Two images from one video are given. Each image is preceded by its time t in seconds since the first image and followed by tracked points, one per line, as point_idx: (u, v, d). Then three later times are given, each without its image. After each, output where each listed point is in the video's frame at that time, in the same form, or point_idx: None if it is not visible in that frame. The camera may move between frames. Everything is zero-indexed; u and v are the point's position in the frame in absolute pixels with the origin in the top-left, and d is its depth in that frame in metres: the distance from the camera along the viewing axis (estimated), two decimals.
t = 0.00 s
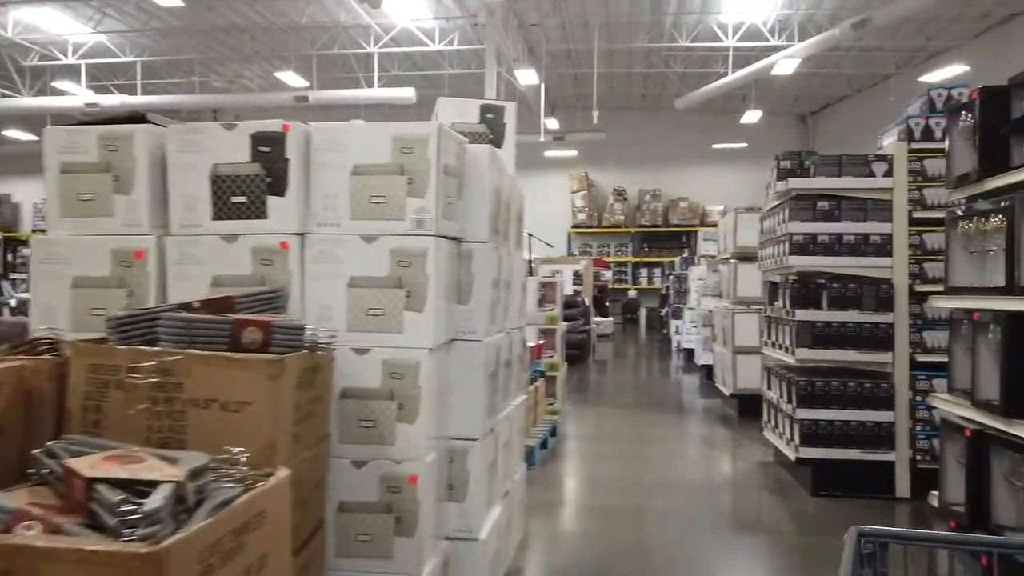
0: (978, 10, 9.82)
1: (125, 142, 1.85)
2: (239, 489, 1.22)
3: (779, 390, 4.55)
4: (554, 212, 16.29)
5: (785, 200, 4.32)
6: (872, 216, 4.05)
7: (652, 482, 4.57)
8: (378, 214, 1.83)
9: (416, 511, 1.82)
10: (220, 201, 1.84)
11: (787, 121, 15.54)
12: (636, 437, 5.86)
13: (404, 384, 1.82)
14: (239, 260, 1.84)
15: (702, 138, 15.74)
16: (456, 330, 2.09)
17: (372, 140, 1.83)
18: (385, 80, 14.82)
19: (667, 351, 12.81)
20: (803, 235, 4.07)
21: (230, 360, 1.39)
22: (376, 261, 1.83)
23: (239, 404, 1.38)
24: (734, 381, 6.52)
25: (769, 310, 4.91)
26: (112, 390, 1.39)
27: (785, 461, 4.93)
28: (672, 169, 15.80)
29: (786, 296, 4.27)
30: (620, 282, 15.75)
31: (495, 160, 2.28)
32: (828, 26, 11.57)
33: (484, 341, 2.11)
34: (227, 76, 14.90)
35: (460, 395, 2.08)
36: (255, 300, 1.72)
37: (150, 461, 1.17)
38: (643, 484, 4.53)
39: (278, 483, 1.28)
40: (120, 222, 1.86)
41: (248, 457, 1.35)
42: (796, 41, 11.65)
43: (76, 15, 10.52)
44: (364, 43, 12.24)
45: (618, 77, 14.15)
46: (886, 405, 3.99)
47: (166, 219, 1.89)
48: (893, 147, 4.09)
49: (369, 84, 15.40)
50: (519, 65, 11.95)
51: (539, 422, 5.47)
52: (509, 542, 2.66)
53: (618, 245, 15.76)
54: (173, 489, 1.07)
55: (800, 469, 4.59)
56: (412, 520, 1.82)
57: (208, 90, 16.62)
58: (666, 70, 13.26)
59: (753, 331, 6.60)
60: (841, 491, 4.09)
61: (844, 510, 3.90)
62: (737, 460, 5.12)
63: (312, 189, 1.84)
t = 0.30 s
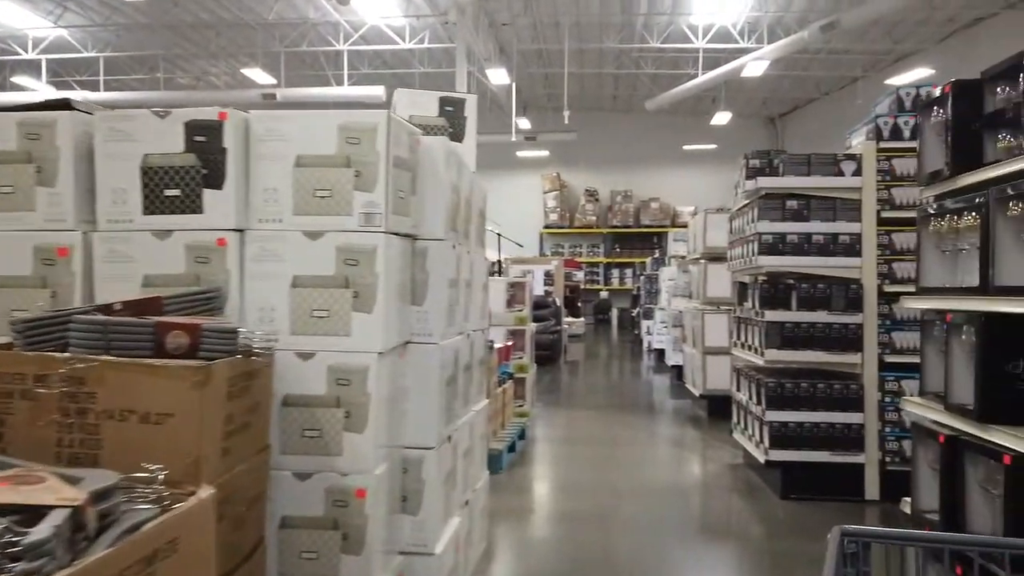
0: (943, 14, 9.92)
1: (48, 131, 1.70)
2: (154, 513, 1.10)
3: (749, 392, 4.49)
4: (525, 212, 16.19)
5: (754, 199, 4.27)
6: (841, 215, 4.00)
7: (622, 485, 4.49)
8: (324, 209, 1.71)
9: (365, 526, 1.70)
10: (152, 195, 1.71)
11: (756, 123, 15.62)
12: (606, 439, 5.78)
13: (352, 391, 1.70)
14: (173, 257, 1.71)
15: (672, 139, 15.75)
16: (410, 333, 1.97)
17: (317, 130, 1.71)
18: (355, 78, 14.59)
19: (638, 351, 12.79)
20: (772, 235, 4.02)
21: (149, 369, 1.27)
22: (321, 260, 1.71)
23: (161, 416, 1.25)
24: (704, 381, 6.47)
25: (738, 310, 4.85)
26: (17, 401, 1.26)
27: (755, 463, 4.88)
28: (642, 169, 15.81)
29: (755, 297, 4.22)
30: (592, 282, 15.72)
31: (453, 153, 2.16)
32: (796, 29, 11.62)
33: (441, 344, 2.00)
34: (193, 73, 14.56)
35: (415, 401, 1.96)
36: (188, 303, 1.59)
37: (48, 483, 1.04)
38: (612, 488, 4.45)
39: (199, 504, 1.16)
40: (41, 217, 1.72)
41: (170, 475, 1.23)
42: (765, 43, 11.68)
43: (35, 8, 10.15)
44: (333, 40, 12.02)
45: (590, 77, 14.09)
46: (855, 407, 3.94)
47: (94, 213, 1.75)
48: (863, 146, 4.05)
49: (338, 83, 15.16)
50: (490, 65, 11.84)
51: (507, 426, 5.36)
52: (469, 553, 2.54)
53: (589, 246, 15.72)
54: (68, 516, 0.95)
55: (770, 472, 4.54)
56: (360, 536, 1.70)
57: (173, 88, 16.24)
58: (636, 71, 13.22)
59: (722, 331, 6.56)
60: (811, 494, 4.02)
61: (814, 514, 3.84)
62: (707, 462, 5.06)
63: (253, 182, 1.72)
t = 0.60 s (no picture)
0: (925, 16, 9.92)
1: None
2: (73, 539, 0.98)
3: (732, 394, 4.43)
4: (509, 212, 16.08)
5: (737, 198, 4.20)
6: (825, 214, 3.95)
7: (604, 490, 4.40)
8: (279, 203, 1.59)
9: (323, 545, 1.58)
10: (92, 188, 1.59)
11: (740, 124, 15.61)
12: (588, 442, 5.69)
13: (309, 399, 1.58)
14: (115, 255, 1.59)
15: (656, 141, 15.71)
16: (376, 335, 1.86)
17: (272, 119, 1.60)
18: (337, 78, 14.41)
19: (623, 352, 12.72)
20: (756, 235, 3.97)
21: (76, 378, 1.15)
22: (276, 258, 1.60)
23: (86, 430, 1.14)
24: (688, 382, 6.39)
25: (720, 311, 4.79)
26: None
27: (740, 467, 4.80)
28: (627, 170, 15.75)
29: (738, 298, 4.16)
30: (577, 283, 15.65)
31: (423, 146, 2.06)
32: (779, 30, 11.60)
33: (408, 348, 1.89)
34: (173, 71, 14.32)
35: (380, 408, 1.85)
36: (127, 304, 1.47)
37: None
38: (594, 493, 4.35)
39: (127, 528, 1.05)
40: None
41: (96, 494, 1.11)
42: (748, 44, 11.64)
43: (9, 4, 9.89)
44: (315, 39, 11.84)
45: (574, 78, 14.00)
46: (841, 410, 3.87)
47: (30, 208, 1.63)
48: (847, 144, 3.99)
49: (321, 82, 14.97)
50: (474, 64, 11.71)
51: (487, 429, 5.25)
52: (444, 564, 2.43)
53: (574, 247, 15.64)
54: None
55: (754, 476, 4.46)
56: (319, 555, 1.58)
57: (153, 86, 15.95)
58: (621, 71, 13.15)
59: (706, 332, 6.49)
60: (795, 498, 3.95)
61: (798, 519, 3.76)
62: (690, 465, 4.98)
63: (203, 175, 1.60)
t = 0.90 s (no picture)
0: (921, 14, 9.85)
1: None
2: None
3: (728, 397, 4.32)
4: (504, 212, 15.96)
5: (733, 196, 4.10)
6: (823, 213, 3.85)
7: (597, 495, 4.29)
8: (240, 198, 1.49)
9: (288, 564, 1.46)
10: (41, 181, 1.48)
11: (736, 125, 15.52)
12: (581, 445, 5.59)
13: (274, 408, 1.47)
14: (66, 253, 1.48)
15: (652, 141, 15.62)
16: (351, 338, 1.75)
17: (235, 107, 1.49)
18: (332, 77, 14.28)
19: (619, 352, 12.61)
20: (752, 233, 3.87)
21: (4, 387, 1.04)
22: (238, 255, 1.49)
23: (15, 445, 1.04)
24: (683, 385, 6.29)
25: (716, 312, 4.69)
26: None
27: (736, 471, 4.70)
28: (622, 170, 15.64)
29: (734, 298, 4.06)
30: (572, 283, 15.55)
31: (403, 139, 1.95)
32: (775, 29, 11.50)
33: (385, 351, 1.78)
34: (166, 70, 14.18)
35: (355, 416, 1.74)
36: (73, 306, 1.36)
37: None
38: (587, 499, 4.24)
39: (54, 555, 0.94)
40: None
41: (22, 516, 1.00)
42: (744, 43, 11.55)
43: None
44: (309, 38, 11.71)
45: (569, 77, 13.89)
46: (839, 413, 3.78)
47: None
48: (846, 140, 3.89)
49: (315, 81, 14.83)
50: (468, 62, 11.59)
51: (478, 433, 5.13)
52: None
53: (569, 247, 15.53)
54: None
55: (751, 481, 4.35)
56: None
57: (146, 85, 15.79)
58: (616, 71, 13.04)
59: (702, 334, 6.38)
60: (792, 504, 3.85)
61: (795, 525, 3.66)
62: (685, 469, 4.87)
63: (160, 167, 1.49)
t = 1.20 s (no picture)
0: (918, 14, 9.81)
1: None
2: None
3: (725, 400, 4.23)
4: (501, 213, 15.87)
5: (731, 193, 4.00)
6: (823, 211, 3.76)
7: (592, 500, 4.20)
8: (205, 191, 1.39)
9: None
10: None
11: (732, 125, 15.46)
12: (577, 448, 5.50)
13: (240, 417, 1.37)
14: (18, 251, 1.38)
15: (649, 141, 15.54)
16: (327, 341, 1.65)
17: (199, 94, 1.39)
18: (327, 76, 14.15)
19: (615, 352, 12.53)
20: (750, 233, 3.78)
21: None
22: (202, 252, 1.39)
23: None
24: (680, 386, 6.20)
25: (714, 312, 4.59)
26: None
27: (734, 474, 4.60)
28: (619, 170, 15.55)
29: (732, 299, 3.96)
30: (569, 283, 15.47)
31: (385, 132, 1.86)
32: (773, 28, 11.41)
33: (364, 355, 1.68)
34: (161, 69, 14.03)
35: (332, 423, 1.64)
36: (23, 308, 1.26)
37: None
38: (582, 503, 4.15)
39: None
40: None
41: None
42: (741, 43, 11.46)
43: None
44: (304, 37, 11.58)
45: (565, 77, 13.80)
46: (839, 417, 3.69)
47: None
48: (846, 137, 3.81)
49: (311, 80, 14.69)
50: (464, 62, 11.48)
51: (471, 436, 5.03)
52: None
53: (566, 247, 15.43)
54: None
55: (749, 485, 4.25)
56: None
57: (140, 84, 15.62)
58: (613, 70, 12.95)
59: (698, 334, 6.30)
60: (792, 509, 3.76)
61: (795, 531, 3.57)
62: (682, 473, 4.77)
63: (120, 160, 1.39)
